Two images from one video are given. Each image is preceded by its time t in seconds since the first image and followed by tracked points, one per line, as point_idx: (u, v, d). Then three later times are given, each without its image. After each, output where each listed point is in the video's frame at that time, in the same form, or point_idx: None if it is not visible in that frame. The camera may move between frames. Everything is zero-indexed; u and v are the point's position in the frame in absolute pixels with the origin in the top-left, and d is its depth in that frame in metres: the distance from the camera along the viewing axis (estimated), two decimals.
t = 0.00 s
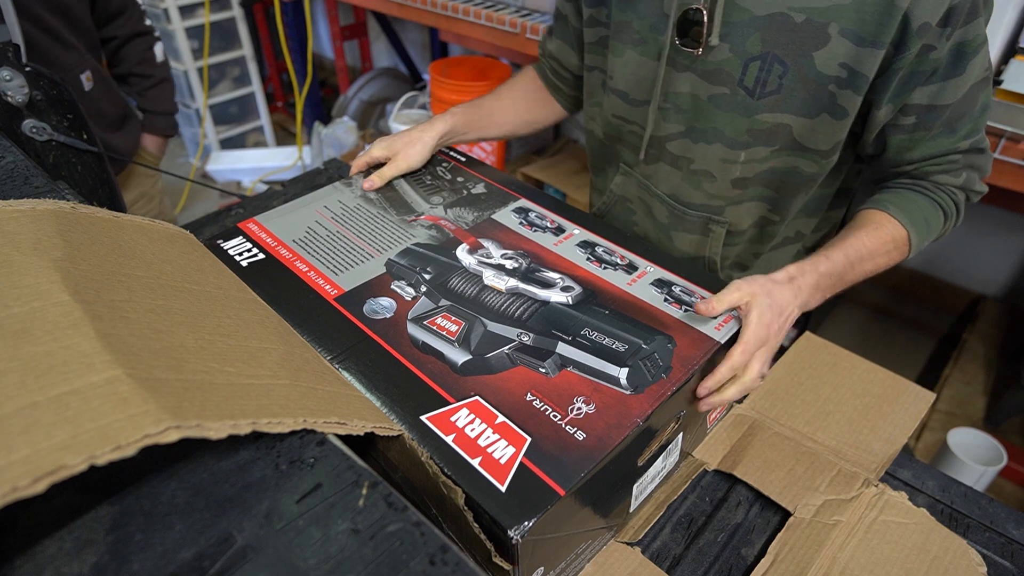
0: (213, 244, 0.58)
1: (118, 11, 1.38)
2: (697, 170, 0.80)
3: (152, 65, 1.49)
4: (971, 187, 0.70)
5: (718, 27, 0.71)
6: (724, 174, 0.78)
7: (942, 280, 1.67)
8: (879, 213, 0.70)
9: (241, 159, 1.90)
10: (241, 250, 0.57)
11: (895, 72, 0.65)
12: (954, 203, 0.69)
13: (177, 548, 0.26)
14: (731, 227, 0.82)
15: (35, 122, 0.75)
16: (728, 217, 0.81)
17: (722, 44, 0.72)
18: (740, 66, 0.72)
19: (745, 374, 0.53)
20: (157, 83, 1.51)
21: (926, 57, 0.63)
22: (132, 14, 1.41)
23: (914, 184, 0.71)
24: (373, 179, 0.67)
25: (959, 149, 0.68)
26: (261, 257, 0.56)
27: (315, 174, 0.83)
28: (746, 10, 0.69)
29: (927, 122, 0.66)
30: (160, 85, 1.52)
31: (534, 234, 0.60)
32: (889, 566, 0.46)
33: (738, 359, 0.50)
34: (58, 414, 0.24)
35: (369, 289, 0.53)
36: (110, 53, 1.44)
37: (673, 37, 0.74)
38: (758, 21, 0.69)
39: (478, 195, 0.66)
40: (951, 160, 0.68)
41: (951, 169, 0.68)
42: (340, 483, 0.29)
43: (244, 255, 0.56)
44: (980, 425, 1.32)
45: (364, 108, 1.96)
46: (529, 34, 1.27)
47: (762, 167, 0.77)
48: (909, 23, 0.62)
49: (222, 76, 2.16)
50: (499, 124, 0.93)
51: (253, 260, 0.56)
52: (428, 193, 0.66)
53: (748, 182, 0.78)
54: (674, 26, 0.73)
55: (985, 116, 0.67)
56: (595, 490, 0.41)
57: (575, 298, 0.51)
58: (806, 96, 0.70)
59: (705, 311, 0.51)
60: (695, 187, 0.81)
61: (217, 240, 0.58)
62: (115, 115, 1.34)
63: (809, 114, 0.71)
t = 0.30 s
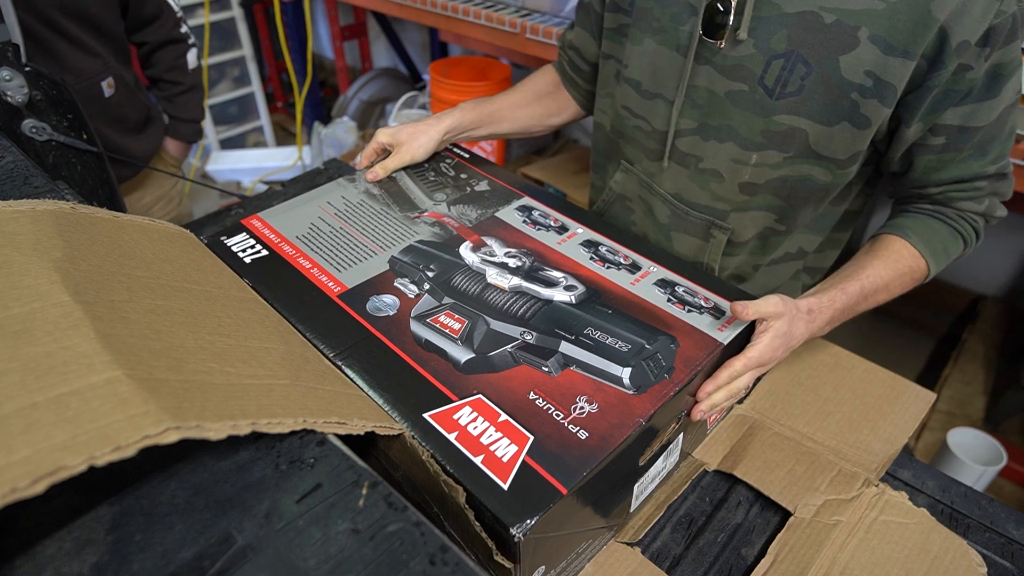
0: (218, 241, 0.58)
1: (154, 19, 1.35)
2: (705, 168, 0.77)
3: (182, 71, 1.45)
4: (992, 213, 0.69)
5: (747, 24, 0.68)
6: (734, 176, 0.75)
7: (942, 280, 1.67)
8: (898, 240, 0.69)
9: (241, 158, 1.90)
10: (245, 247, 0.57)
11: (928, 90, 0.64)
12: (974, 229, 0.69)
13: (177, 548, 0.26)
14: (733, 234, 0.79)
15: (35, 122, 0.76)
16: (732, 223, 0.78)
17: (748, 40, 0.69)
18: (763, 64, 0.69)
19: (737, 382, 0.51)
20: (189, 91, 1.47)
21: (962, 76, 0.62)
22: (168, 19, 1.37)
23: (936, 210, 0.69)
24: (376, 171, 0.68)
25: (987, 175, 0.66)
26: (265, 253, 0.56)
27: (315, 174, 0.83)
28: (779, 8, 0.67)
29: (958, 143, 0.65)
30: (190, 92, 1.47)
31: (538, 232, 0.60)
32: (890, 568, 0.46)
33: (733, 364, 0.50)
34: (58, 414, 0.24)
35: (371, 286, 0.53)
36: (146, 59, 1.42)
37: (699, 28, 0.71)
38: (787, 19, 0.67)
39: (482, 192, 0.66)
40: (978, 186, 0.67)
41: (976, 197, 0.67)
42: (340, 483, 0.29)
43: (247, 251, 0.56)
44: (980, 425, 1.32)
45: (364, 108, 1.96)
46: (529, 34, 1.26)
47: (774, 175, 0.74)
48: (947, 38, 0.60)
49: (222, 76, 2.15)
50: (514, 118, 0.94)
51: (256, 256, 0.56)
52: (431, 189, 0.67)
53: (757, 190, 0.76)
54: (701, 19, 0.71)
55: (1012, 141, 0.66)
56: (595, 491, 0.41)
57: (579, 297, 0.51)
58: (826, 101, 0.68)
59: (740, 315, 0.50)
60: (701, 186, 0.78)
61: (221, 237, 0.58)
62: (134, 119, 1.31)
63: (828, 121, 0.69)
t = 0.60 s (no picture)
0: (261, 215, 0.60)
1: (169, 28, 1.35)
2: (688, 169, 0.77)
3: (194, 81, 1.44)
4: (998, 205, 0.66)
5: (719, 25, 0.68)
6: (716, 174, 0.75)
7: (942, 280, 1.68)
8: (906, 245, 0.66)
9: (241, 158, 1.90)
10: (285, 223, 0.59)
11: (908, 88, 0.61)
12: (982, 223, 0.65)
13: (177, 548, 0.26)
14: (721, 232, 0.78)
15: (35, 122, 0.76)
16: (719, 221, 0.77)
17: (724, 41, 0.68)
18: (737, 64, 0.68)
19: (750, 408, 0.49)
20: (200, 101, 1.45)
21: (945, 72, 0.59)
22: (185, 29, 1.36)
23: (941, 208, 0.66)
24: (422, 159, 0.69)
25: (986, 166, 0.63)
26: (301, 230, 0.58)
27: (315, 174, 0.83)
28: (751, 9, 0.66)
29: (949, 140, 0.62)
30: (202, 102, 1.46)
31: (567, 234, 0.58)
32: None
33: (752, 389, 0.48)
34: (58, 412, 0.24)
35: (393, 271, 0.53)
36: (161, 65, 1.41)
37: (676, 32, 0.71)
38: (760, 19, 0.66)
39: (518, 189, 0.65)
40: (978, 179, 0.64)
41: (979, 189, 0.64)
42: (340, 483, 0.29)
43: (285, 227, 0.58)
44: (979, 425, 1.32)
45: (364, 108, 1.96)
46: (529, 34, 1.26)
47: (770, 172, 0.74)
48: (922, 35, 0.58)
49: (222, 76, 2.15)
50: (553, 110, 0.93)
51: (292, 233, 0.57)
52: (469, 182, 0.66)
53: (740, 189, 0.75)
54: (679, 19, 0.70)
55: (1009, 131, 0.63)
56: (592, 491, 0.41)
57: (593, 303, 0.50)
58: (800, 100, 0.67)
59: (760, 343, 0.47)
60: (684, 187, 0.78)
61: (264, 211, 0.60)
62: (142, 128, 1.31)
63: (804, 119, 0.67)
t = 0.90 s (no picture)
0: (262, 217, 0.60)
1: (176, 33, 1.35)
2: (668, 165, 0.76)
3: (202, 87, 1.44)
4: (992, 176, 0.64)
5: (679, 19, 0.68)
6: (695, 167, 0.75)
7: (942, 279, 1.68)
8: (896, 229, 0.64)
9: (241, 158, 1.89)
10: (285, 225, 0.59)
11: (871, 64, 0.61)
12: (977, 197, 0.64)
13: (177, 548, 0.26)
14: (709, 225, 0.77)
15: (36, 122, 0.77)
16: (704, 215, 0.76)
17: (684, 35, 0.69)
18: (699, 57, 0.69)
19: (756, 420, 0.50)
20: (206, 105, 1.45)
21: (905, 44, 0.58)
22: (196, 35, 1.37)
23: (930, 186, 0.65)
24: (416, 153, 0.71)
25: (969, 134, 0.62)
26: (301, 232, 0.58)
27: (315, 174, 0.83)
28: None
29: (926, 113, 0.61)
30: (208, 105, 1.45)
31: (564, 235, 0.58)
32: None
33: (755, 404, 0.48)
34: (58, 411, 0.24)
35: (392, 272, 0.53)
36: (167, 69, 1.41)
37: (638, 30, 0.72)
38: (716, 11, 0.66)
39: (518, 191, 0.65)
40: (964, 150, 0.63)
41: (967, 160, 0.63)
42: (340, 483, 0.29)
43: (285, 229, 0.58)
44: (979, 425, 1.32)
45: (364, 108, 1.96)
46: (529, 34, 1.26)
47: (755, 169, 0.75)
48: (877, 11, 0.58)
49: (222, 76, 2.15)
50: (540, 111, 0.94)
51: (293, 235, 0.58)
52: (469, 184, 0.66)
53: (719, 181, 0.74)
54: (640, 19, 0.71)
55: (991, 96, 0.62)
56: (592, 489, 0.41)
57: (590, 304, 0.50)
58: (764, 87, 0.67)
59: (749, 352, 0.46)
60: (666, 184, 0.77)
61: (265, 214, 0.60)
62: (144, 132, 1.30)
63: (771, 105, 0.67)
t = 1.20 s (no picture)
0: (261, 217, 0.60)
1: (178, 32, 1.35)
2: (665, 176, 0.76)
3: (204, 83, 1.44)
4: (985, 164, 0.64)
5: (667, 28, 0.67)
6: (694, 179, 0.74)
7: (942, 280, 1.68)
8: (891, 221, 0.65)
9: (241, 158, 1.89)
10: (284, 225, 0.59)
11: (864, 61, 0.60)
12: (970, 185, 0.64)
13: (177, 548, 0.26)
14: (710, 234, 0.76)
15: (36, 122, 0.77)
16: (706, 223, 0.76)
17: (674, 45, 0.68)
18: (694, 67, 0.68)
19: (768, 420, 0.50)
20: (207, 103, 1.45)
21: (897, 40, 0.58)
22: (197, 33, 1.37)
23: (923, 178, 0.65)
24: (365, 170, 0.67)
25: (960, 125, 0.62)
26: (300, 233, 0.58)
27: (315, 174, 0.84)
28: (693, 7, 0.66)
29: (917, 106, 0.61)
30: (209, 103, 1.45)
31: (564, 235, 0.58)
32: None
33: (768, 407, 0.49)
34: (58, 411, 0.24)
35: (391, 272, 0.53)
36: (170, 67, 1.41)
37: (624, 43, 0.71)
38: (706, 20, 0.65)
39: (517, 192, 0.65)
40: (956, 140, 0.63)
41: (960, 150, 0.63)
42: (340, 483, 0.29)
43: (284, 229, 0.58)
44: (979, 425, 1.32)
45: (364, 108, 1.96)
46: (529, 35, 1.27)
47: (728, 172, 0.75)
48: (870, 9, 0.57)
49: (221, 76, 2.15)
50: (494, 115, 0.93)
51: (292, 235, 0.58)
52: (468, 184, 0.66)
53: (719, 189, 0.73)
54: (625, 30, 0.71)
55: (981, 86, 0.62)
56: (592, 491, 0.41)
57: (589, 304, 0.50)
58: (762, 92, 0.66)
59: (743, 368, 0.46)
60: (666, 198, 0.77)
61: (265, 214, 0.60)
62: (149, 130, 1.30)
63: (769, 109, 0.67)
